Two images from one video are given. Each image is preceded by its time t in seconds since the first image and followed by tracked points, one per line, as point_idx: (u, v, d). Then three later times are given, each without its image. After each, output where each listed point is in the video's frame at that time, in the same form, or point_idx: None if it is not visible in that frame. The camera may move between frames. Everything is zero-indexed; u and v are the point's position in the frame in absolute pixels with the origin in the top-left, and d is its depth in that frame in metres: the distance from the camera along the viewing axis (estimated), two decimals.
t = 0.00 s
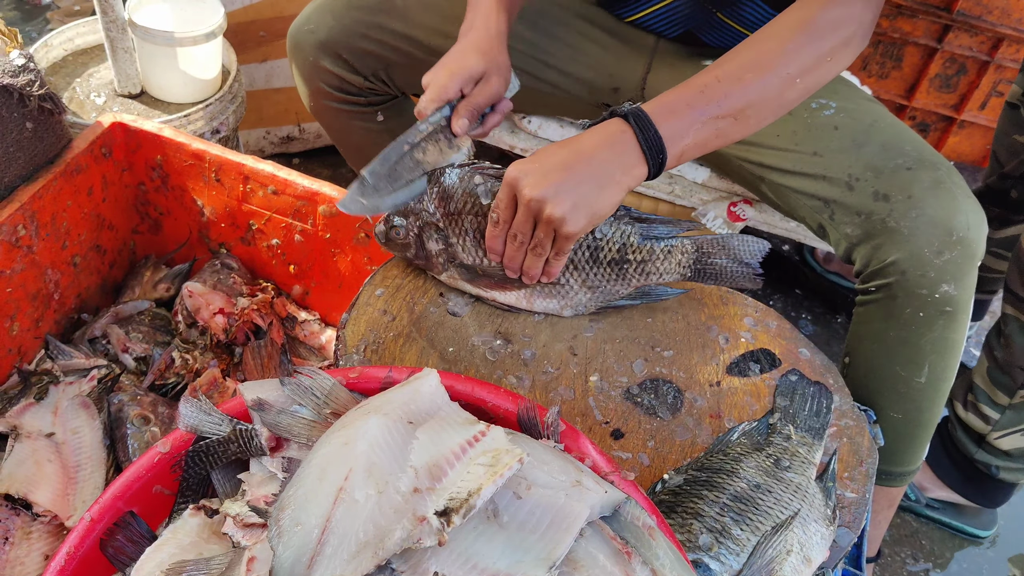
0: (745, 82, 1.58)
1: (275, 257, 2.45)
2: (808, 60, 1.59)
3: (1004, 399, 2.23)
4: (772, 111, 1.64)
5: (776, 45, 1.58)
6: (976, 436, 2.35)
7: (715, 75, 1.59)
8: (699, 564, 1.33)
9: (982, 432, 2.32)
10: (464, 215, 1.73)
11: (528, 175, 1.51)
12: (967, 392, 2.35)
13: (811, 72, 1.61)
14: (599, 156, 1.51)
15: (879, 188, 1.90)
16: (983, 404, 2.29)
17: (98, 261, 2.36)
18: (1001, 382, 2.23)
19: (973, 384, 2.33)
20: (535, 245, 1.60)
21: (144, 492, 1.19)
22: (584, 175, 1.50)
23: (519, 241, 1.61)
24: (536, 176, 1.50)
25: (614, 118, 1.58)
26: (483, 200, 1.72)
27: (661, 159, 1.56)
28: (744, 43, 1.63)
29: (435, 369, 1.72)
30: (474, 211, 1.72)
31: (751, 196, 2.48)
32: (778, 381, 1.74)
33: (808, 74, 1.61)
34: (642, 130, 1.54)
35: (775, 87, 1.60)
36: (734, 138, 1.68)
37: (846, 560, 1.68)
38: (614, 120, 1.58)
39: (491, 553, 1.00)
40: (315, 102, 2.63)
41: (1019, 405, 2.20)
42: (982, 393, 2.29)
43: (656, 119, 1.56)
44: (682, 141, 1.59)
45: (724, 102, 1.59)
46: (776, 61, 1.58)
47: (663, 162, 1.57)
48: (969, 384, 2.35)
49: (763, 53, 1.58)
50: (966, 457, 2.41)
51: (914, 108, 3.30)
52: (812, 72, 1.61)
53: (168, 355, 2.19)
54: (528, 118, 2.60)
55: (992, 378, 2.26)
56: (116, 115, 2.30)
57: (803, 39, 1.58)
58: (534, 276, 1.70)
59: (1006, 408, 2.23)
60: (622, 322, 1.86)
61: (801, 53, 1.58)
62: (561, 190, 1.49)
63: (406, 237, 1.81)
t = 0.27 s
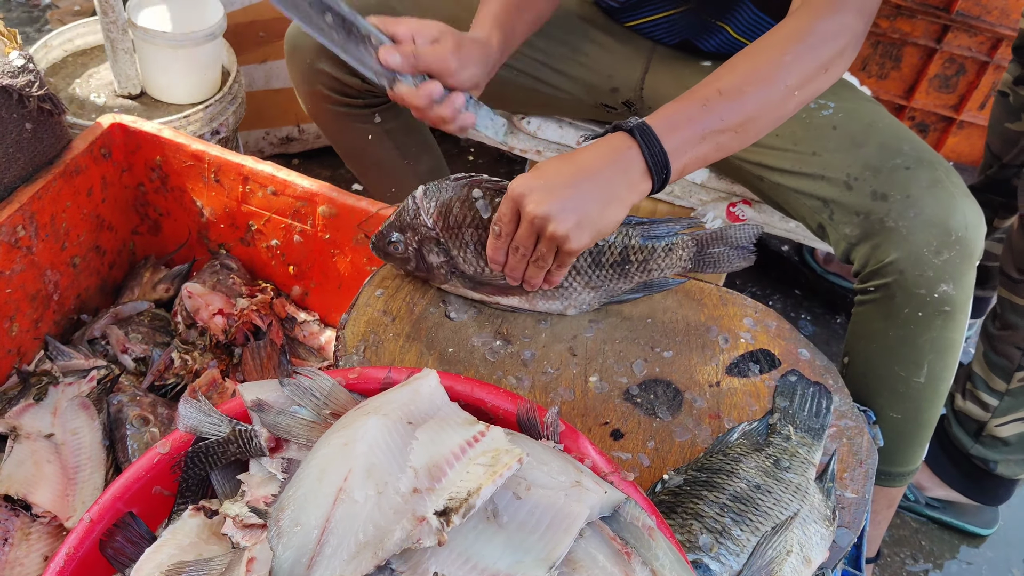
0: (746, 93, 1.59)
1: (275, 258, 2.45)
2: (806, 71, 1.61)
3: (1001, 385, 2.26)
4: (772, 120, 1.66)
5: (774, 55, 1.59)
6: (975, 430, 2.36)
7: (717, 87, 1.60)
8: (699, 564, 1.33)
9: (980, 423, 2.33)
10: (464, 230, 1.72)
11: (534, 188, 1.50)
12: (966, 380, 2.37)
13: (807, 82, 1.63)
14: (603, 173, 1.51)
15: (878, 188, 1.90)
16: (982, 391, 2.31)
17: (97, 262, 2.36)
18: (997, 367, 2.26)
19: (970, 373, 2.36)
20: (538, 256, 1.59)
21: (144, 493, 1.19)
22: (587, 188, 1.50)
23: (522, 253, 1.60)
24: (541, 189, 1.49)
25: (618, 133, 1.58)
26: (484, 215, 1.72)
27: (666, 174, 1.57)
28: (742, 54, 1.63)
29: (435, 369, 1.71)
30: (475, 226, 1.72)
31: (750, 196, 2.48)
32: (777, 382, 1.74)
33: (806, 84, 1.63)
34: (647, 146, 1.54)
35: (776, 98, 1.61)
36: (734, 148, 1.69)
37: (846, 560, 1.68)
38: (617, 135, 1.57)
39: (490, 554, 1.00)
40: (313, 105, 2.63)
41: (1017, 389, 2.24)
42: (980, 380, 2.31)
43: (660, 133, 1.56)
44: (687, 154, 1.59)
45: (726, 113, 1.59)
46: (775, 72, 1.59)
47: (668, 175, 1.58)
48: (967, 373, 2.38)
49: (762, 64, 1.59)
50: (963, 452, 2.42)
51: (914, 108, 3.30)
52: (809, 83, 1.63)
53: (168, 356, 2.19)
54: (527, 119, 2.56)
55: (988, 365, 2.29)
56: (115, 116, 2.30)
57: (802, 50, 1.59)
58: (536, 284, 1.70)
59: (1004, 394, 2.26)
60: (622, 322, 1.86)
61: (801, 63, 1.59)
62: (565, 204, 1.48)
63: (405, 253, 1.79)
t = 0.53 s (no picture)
0: (761, 106, 1.58)
1: (274, 258, 2.44)
2: (818, 83, 1.60)
3: (997, 382, 2.26)
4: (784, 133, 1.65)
5: (786, 67, 1.58)
6: (971, 428, 2.36)
7: (732, 100, 1.59)
8: (698, 565, 1.33)
9: (977, 421, 2.34)
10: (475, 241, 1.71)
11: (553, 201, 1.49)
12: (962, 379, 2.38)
13: (820, 94, 1.62)
14: (621, 185, 1.51)
15: (877, 189, 1.90)
16: (977, 389, 2.32)
17: (96, 263, 2.36)
18: (992, 365, 2.27)
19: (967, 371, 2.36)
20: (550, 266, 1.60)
21: (142, 494, 1.19)
22: (606, 202, 1.49)
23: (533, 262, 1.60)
24: (560, 202, 1.48)
25: (638, 144, 1.57)
26: (495, 225, 1.70)
27: (682, 187, 1.57)
28: (754, 65, 1.63)
29: (434, 370, 1.71)
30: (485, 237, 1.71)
31: (749, 196, 2.48)
32: (776, 383, 1.74)
33: (819, 97, 1.63)
34: (665, 160, 1.53)
35: (789, 111, 1.61)
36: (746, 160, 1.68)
37: (845, 560, 1.69)
38: (635, 149, 1.56)
39: (489, 555, 1.00)
40: (311, 105, 2.63)
41: (1013, 386, 2.25)
42: (976, 378, 2.32)
43: (677, 146, 1.56)
44: (702, 166, 1.59)
45: (741, 126, 1.59)
46: (788, 85, 1.58)
47: (684, 188, 1.57)
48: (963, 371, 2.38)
49: (776, 76, 1.58)
50: (960, 451, 2.42)
51: (912, 109, 3.31)
52: (822, 95, 1.63)
53: (166, 356, 2.19)
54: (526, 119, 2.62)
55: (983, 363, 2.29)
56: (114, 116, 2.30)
57: (814, 62, 1.58)
58: (545, 292, 1.70)
59: (1000, 391, 2.27)
60: (621, 323, 1.86)
61: (814, 76, 1.59)
62: (582, 218, 1.48)
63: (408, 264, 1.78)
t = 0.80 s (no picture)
0: (744, 107, 1.59)
1: (273, 258, 2.44)
2: (799, 79, 1.61)
3: (993, 388, 2.26)
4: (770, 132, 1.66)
5: (767, 66, 1.59)
6: (969, 432, 2.37)
7: (715, 103, 1.60)
8: (696, 565, 1.34)
9: (973, 427, 2.35)
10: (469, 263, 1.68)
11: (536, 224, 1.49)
12: (959, 384, 2.38)
13: (801, 90, 1.63)
14: (607, 206, 1.51)
15: (876, 189, 1.90)
16: (974, 395, 2.31)
17: (95, 263, 2.36)
18: (987, 370, 2.26)
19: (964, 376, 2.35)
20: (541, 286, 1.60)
21: (140, 493, 1.19)
22: (592, 222, 1.49)
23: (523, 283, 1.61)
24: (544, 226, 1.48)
25: (621, 159, 1.57)
26: (488, 250, 1.67)
27: (673, 198, 1.58)
28: (733, 65, 1.63)
29: (433, 370, 1.71)
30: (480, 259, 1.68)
31: (748, 197, 2.48)
32: (774, 383, 1.75)
33: (800, 92, 1.63)
34: (653, 173, 1.54)
35: (773, 112, 1.61)
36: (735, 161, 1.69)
37: (844, 560, 1.69)
38: (621, 162, 1.57)
39: (488, 555, 1.00)
40: (309, 104, 2.63)
41: (1009, 393, 2.24)
42: (972, 383, 2.31)
43: (665, 156, 1.56)
44: (691, 174, 1.60)
45: (725, 129, 1.59)
46: (769, 84, 1.59)
47: (674, 199, 1.58)
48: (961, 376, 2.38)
49: (756, 74, 1.58)
50: (958, 455, 2.42)
51: (911, 109, 3.31)
52: (802, 91, 1.63)
53: (165, 356, 2.19)
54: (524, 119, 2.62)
55: (978, 368, 2.29)
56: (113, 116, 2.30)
57: (795, 59, 1.58)
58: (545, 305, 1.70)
59: (996, 397, 2.26)
60: (620, 323, 1.86)
61: (793, 74, 1.59)
62: (568, 240, 1.48)
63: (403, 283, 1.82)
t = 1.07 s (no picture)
0: (760, 130, 1.57)
1: (272, 257, 2.44)
2: (808, 91, 1.58)
3: (990, 402, 2.26)
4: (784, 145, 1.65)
5: (775, 83, 1.55)
6: (967, 442, 2.37)
7: (730, 127, 1.57)
8: (696, 565, 1.34)
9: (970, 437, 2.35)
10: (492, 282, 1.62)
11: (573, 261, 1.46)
12: (956, 396, 2.39)
13: (810, 102, 1.61)
14: (639, 243, 1.50)
15: (877, 190, 1.90)
16: (971, 408, 2.32)
17: (94, 262, 2.35)
18: (984, 385, 2.27)
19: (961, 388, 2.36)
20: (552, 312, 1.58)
21: (139, 492, 1.19)
22: (624, 261, 1.48)
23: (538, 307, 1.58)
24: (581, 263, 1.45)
25: (650, 199, 1.55)
26: (509, 280, 1.62)
27: (705, 231, 1.57)
28: (740, 83, 1.59)
29: (433, 369, 1.71)
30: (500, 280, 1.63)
31: (748, 197, 2.48)
32: (774, 383, 1.75)
33: (809, 102, 1.62)
34: (683, 212, 1.53)
35: (786, 127, 1.60)
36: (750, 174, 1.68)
37: (843, 560, 1.69)
38: (648, 203, 1.54)
39: (488, 554, 0.99)
40: (311, 106, 2.64)
41: (1005, 408, 2.24)
42: (969, 396, 2.32)
43: (691, 191, 1.55)
44: (718, 204, 1.59)
45: (746, 154, 1.57)
46: (780, 101, 1.56)
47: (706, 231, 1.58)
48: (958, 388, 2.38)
49: (767, 93, 1.55)
50: (957, 460, 2.42)
51: (910, 110, 3.32)
52: (811, 100, 1.61)
53: (163, 355, 2.19)
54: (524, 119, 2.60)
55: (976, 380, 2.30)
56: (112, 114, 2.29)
57: (802, 73, 1.55)
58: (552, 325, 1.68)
59: (993, 411, 2.26)
60: (620, 323, 1.86)
61: (802, 86, 1.57)
62: (601, 278, 1.47)
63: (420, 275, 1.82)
